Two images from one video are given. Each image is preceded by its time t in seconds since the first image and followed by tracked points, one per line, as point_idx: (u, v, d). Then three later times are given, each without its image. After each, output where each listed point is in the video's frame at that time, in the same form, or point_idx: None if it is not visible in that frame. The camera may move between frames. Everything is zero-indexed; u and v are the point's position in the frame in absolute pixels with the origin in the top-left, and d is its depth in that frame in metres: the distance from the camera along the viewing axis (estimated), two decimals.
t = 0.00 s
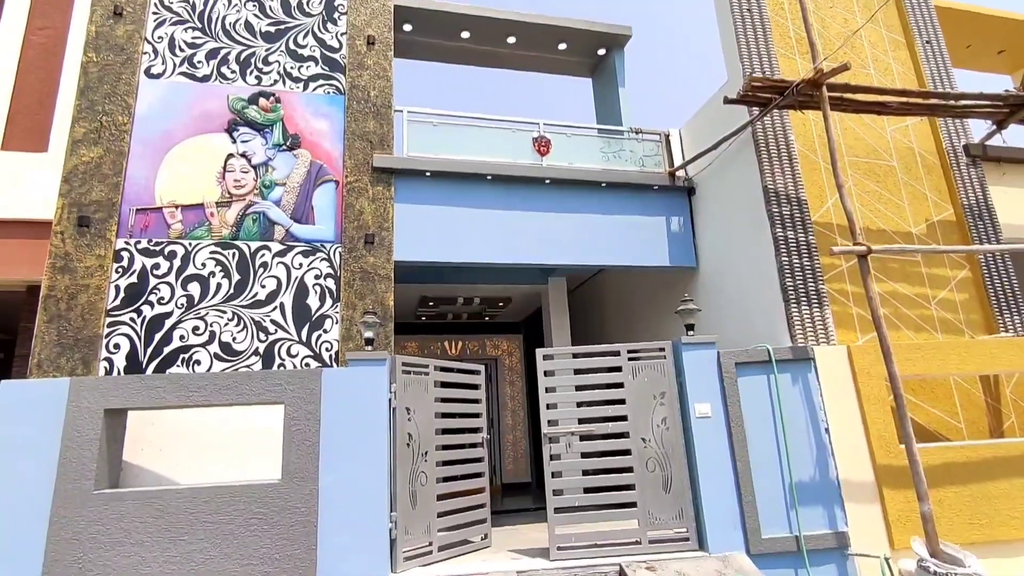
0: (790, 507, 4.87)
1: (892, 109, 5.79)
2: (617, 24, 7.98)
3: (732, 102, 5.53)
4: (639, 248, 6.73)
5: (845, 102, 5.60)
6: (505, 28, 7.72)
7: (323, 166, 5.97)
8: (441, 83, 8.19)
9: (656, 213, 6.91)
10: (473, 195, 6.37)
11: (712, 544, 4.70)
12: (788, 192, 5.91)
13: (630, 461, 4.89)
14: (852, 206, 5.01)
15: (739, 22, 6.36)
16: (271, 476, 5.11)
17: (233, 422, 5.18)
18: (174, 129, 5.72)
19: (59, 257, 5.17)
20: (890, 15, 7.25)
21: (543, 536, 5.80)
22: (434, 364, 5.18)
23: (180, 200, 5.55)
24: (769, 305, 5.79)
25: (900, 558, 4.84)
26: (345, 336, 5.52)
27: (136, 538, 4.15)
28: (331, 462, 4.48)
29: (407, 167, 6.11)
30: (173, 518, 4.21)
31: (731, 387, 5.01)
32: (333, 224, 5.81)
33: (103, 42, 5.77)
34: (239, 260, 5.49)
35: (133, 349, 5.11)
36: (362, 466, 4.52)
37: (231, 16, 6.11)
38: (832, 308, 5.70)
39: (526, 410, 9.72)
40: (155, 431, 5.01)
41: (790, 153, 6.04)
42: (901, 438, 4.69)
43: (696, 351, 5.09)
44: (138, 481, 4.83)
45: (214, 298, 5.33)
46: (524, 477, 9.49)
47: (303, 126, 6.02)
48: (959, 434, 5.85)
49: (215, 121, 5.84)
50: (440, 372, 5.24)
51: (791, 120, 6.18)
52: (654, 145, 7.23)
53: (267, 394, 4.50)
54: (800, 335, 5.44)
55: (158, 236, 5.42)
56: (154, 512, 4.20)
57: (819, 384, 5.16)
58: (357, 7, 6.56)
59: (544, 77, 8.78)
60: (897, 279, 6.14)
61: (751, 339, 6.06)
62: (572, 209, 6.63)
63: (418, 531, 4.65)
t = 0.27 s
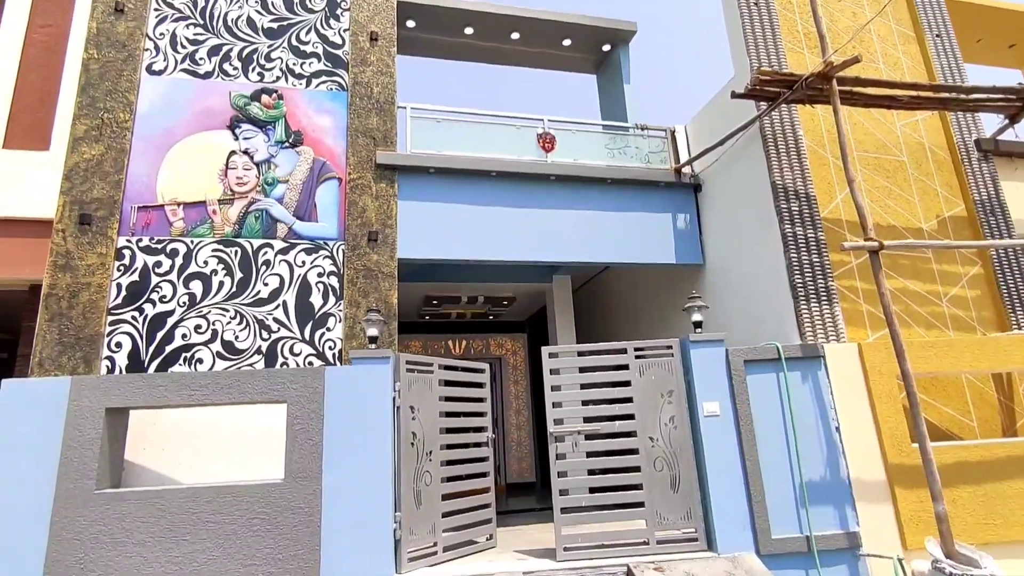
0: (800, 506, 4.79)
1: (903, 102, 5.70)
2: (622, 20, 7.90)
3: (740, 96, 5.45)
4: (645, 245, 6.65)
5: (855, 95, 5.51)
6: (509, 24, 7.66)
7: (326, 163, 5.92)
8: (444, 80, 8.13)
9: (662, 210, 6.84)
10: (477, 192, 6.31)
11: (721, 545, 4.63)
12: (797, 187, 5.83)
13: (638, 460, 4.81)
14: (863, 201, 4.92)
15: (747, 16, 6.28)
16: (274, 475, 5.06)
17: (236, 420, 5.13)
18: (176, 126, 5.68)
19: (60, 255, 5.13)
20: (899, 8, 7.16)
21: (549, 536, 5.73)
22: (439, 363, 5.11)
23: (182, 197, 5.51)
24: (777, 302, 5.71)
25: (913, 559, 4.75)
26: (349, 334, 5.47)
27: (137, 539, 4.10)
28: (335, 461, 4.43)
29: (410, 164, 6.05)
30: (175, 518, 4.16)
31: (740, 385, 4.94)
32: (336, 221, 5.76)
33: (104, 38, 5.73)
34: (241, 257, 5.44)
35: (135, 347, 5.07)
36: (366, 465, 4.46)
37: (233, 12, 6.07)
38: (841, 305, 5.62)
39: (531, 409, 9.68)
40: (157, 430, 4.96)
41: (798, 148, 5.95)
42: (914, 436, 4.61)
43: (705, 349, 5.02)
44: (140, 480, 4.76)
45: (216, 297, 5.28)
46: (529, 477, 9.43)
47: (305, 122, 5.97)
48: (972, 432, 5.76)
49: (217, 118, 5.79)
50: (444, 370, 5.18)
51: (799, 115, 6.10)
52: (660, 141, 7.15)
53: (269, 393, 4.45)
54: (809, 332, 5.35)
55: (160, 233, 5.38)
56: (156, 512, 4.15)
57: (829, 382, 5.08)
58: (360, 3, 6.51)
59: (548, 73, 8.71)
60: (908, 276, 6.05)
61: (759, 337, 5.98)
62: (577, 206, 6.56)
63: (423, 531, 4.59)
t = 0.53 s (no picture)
0: (808, 505, 4.72)
1: (912, 96, 5.62)
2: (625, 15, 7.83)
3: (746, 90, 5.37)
4: (649, 242, 6.58)
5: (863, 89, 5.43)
6: (511, 20, 7.60)
7: (327, 160, 5.87)
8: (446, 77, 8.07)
9: (667, 206, 6.77)
10: (480, 189, 6.25)
11: (728, 545, 4.56)
12: (804, 183, 5.75)
13: (643, 459, 4.75)
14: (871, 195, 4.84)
15: (752, 10, 6.20)
16: (275, 475, 5.02)
17: (237, 419, 5.09)
18: (176, 123, 5.64)
19: (60, 253, 5.09)
20: (907, 2, 7.07)
21: (553, 536, 5.67)
22: (441, 361, 5.06)
23: (182, 194, 5.47)
24: (784, 299, 5.64)
25: (923, 558, 4.67)
26: (350, 332, 5.42)
27: (137, 538, 4.06)
28: (336, 460, 4.38)
29: (413, 160, 6.00)
30: (176, 518, 4.12)
31: (746, 382, 4.87)
32: (337, 218, 5.71)
33: (104, 35, 5.69)
34: (242, 255, 5.39)
35: (135, 346, 5.03)
36: (367, 464, 4.41)
37: (234, 8, 6.02)
38: (849, 302, 5.54)
39: (534, 408, 9.62)
40: (158, 429, 4.92)
41: (805, 143, 5.87)
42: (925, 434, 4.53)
43: (711, 346, 4.95)
44: (141, 480, 4.73)
45: (216, 294, 5.24)
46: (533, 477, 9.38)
47: (306, 119, 5.93)
48: (982, 431, 5.67)
49: (218, 115, 5.75)
50: (447, 368, 5.13)
51: (806, 109, 6.02)
52: (664, 138, 7.09)
53: (270, 391, 4.40)
54: (817, 329, 5.28)
55: (161, 231, 5.34)
56: (156, 512, 4.11)
57: (838, 379, 5.00)
58: None
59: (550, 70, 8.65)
60: (917, 272, 5.97)
61: (766, 334, 5.90)
62: (581, 203, 6.50)
63: (425, 531, 4.54)
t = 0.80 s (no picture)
0: (816, 504, 4.63)
1: (921, 87, 5.51)
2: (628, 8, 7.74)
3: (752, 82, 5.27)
4: (652, 238, 6.49)
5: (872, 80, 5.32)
6: (513, 14, 7.51)
7: (327, 155, 5.80)
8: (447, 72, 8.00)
9: (671, 202, 6.68)
10: (482, 184, 6.18)
11: (734, 544, 4.47)
12: (810, 176, 5.65)
13: (648, 457, 4.67)
14: (880, 188, 4.74)
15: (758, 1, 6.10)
16: (273, 473, 4.99)
17: (235, 417, 5.03)
18: (174, 118, 5.58)
19: (57, 250, 5.04)
20: None
21: (556, 536, 5.59)
22: (442, 358, 4.99)
23: (180, 190, 5.41)
24: (791, 294, 5.54)
25: (935, 558, 4.57)
26: (350, 329, 5.35)
27: (134, 538, 4.00)
28: (335, 458, 4.31)
29: (413, 155, 5.93)
30: (173, 517, 4.06)
31: (753, 379, 4.78)
32: (337, 214, 5.64)
33: (101, 29, 5.64)
34: (241, 251, 5.33)
35: (133, 343, 4.98)
36: (367, 463, 4.34)
37: (232, 2, 5.96)
38: (857, 297, 5.44)
39: (537, 407, 9.55)
40: (155, 427, 4.87)
41: (812, 136, 5.77)
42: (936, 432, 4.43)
43: (716, 342, 4.86)
44: (138, 479, 4.68)
45: (215, 291, 5.18)
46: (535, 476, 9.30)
47: (306, 114, 5.86)
48: (994, 428, 5.56)
49: (216, 110, 5.68)
50: (449, 365, 5.05)
51: (812, 102, 5.92)
52: (668, 132, 7.00)
53: (268, 388, 4.33)
54: (824, 325, 5.19)
55: (158, 227, 5.28)
56: (153, 511, 4.05)
57: (846, 376, 4.91)
58: None
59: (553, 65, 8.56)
60: (927, 267, 5.86)
61: (772, 330, 5.81)
62: (583, 198, 6.42)
63: (426, 531, 4.47)
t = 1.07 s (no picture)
0: (829, 504, 4.51)
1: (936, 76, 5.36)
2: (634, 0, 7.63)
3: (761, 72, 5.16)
4: (660, 233, 6.38)
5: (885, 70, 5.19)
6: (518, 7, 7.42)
7: (329, 150, 5.74)
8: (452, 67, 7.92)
9: (678, 196, 6.56)
10: (486, 179, 6.09)
11: (744, 545, 4.37)
12: (822, 169, 5.52)
13: (655, 455, 4.57)
14: (895, 179, 4.61)
15: None
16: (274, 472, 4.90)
17: (237, 415, 4.98)
18: (176, 113, 5.53)
19: (58, 246, 5.01)
20: None
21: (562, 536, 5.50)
22: (445, 354, 4.91)
23: (182, 185, 5.37)
24: (802, 290, 5.41)
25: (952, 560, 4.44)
26: (353, 325, 5.29)
27: (134, 536, 3.96)
28: (337, 456, 4.25)
29: (416, 150, 5.86)
30: (173, 515, 4.01)
31: (763, 376, 4.67)
32: (339, 210, 5.57)
33: (103, 24, 5.61)
34: (243, 247, 5.28)
35: (134, 340, 4.94)
36: (369, 461, 4.27)
37: None
38: (871, 293, 5.30)
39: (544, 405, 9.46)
40: (156, 424, 4.82)
41: (823, 127, 5.64)
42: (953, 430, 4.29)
43: (726, 338, 4.75)
44: (139, 477, 4.64)
45: (216, 287, 5.14)
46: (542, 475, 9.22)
47: (308, 108, 5.80)
48: (1013, 427, 5.41)
49: (218, 105, 5.64)
50: (452, 362, 4.98)
51: (824, 93, 5.79)
52: (675, 126, 6.88)
53: (269, 384, 4.28)
54: (836, 321, 5.06)
55: (160, 223, 5.24)
56: (153, 509, 4.00)
57: (859, 373, 4.79)
58: None
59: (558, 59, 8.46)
60: (943, 262, 5.72)
61: (783, 327, 5.69)
62: (589, 193, 6.32)
63: (429, 530, 4.41)
